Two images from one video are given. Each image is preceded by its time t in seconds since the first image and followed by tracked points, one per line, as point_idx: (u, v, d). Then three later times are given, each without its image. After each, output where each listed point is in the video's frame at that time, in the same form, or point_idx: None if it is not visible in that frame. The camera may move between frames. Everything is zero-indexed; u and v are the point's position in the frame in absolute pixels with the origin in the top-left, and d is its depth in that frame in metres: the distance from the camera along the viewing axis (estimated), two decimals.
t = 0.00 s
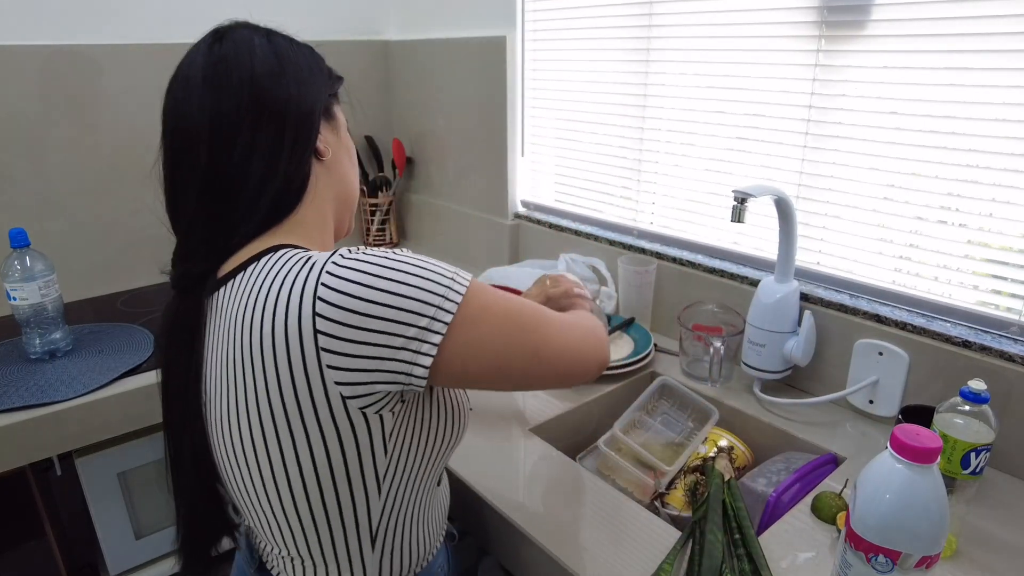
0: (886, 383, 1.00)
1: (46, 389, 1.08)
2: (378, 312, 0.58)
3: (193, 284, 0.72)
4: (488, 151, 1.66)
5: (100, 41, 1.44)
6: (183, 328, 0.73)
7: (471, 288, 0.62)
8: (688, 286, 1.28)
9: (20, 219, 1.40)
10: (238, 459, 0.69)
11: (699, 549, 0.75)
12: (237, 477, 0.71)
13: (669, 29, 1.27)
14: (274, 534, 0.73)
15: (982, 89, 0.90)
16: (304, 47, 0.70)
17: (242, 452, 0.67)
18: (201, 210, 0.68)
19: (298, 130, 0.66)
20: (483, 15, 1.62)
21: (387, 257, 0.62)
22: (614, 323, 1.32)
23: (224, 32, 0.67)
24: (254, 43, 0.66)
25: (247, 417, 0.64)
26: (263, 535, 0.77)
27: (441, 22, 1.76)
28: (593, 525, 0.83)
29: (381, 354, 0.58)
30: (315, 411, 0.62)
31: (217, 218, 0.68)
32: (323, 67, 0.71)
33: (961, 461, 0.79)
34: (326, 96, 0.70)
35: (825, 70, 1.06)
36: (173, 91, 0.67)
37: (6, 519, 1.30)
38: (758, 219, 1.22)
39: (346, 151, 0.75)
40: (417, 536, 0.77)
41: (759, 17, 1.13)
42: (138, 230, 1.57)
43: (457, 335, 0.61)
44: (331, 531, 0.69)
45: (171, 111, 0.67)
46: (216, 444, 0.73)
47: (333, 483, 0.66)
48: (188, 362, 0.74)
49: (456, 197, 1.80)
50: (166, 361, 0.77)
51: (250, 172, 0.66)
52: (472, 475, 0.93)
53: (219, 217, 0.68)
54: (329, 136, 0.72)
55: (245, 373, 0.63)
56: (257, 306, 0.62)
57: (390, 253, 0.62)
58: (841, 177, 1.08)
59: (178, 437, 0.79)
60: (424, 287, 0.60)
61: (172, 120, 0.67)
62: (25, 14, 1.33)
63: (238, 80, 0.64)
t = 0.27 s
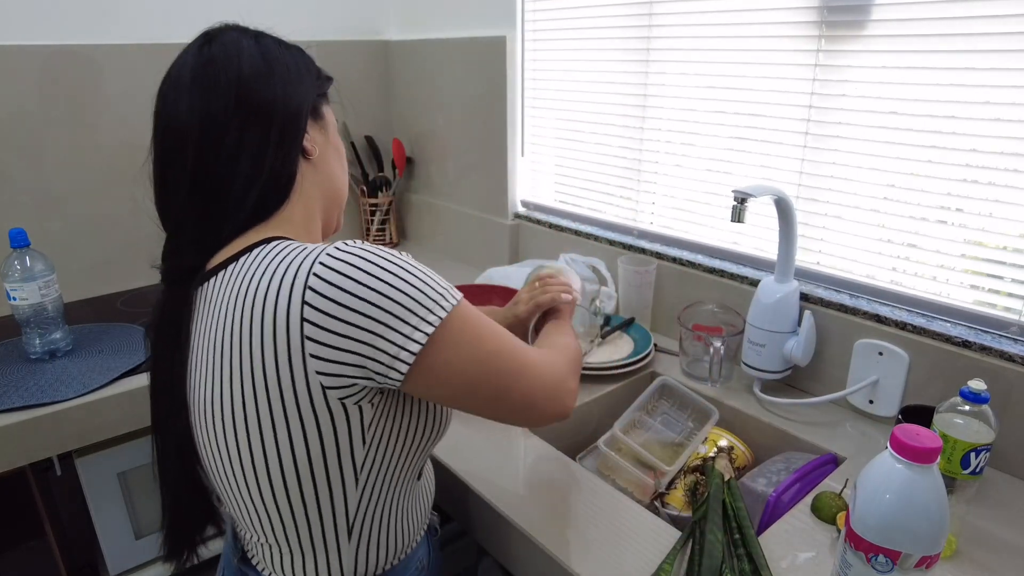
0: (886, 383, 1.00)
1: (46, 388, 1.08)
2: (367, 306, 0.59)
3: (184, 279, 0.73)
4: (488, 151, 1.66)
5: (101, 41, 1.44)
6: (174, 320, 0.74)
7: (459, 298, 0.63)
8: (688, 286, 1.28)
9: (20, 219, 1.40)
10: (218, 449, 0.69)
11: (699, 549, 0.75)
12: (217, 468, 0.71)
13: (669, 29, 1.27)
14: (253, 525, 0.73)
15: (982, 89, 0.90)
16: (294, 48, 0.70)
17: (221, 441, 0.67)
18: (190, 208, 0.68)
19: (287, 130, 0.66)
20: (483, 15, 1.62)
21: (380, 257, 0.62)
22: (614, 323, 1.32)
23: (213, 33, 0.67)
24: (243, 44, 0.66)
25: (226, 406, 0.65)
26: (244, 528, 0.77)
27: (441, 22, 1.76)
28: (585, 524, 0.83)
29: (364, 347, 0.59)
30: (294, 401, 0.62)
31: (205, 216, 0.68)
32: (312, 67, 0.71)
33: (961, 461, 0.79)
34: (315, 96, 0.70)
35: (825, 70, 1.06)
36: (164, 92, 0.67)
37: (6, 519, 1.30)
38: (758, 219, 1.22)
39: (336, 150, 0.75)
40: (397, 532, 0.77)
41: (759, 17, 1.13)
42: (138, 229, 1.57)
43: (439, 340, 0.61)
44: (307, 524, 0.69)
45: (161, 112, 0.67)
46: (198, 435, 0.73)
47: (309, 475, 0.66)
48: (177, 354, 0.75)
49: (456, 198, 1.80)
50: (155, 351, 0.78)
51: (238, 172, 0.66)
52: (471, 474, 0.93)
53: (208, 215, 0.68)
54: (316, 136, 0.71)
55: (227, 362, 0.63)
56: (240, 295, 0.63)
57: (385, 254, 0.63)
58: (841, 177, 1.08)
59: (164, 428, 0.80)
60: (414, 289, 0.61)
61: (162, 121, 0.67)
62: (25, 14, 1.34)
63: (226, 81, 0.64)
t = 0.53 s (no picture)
0: (886, 383, 1.00)
1: (46, 388, 1.08)
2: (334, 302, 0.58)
3: (173, 276, 0.73)
4: (488, 151, 1.66)
5: (101, 41, 1.44)
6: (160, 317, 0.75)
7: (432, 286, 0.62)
8: (688, 286, 1.28)
9: (20, 219, 1.40)
10: (201, 446, 0.69)
11: (699, 549, 0.75)
12: (202, 464, 0.71)
13: (669, 29, 1.27)
14: (240, 521, 0.74)
15: (982, 89, 0.90)
16: (282, 49, 0.70)
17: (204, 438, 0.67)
18: (180, 208, 0.69)
19: (273, 130, 0.66)
20: (484, 15, 1.62)
21: (355, 252, 0.61)
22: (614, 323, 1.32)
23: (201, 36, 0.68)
24: (229, 45, 0.66)
25: (206, 404, 0.65)
26: (232, 523, 0.78)
27: (441, 21, 1.76)
28: (578, 525, 0.83)
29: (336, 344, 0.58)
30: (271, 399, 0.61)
31: (193, 216, 0.68)
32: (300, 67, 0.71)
33: (961, 461, 0.79)
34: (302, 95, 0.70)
35: (825, 70, 1.06)
36: (154, 94, 0.67)
37: (7, 519, 1.30)
38: (758, 219, 1.22)
39: (323, 150, 0.74)
40: (384, 528, 0.77)
41: (759, 17, 1.13)
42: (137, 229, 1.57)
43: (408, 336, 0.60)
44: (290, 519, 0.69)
45: (151, 114, 0.67)
46: (183, 431, 0.73)
47: (289, 473, 0.66)
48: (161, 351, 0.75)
49: (455, 198, 1.81)
50: (143, 347, 0.78)
51: (225, 171, 0.66)
52: (471, 474, 0.93)
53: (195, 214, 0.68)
54: (303, 136, 0.71)
55: (206, 359, 0.63)
56: (218, 293, 0.62)
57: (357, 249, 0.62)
58: (841, 178, 1.08)
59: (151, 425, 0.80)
60: (382, 282, 0.59)
61: (152, 123, 0.68)
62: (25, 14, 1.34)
63: (213, 82, 0.64)
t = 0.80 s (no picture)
0: (886, 383, 1.00)
1: (45, 388, 1.08)
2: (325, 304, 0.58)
3: (171, 274, 0.73)
4: (488, 151, 1.66)
5: (101, 41, 1.44)
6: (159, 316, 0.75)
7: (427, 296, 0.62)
8: (688, 286, 1.28)
9: (20, 219, 1.40)
10: (197, 444, 0.69)
11: (699, 549, 0.75)
12: (198, 462, 0.72)
13: (669, 29, 1.27)
14: (237, 518, 0.74)
15: (981, 89, 0.90)
16: (273, 46, 0.70)
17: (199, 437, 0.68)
18: (173, 208, 0.69)
19: (264, 128, 0.66)
20: (483, 15, 1.62)
21: (349, 255, 0.61)
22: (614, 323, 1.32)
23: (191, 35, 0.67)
24: (219, 44, 0.66)
25: (200, 403, 0.65)
26: (229, 521, 0.78)
27: (441, 21, 1.76)
28: (576, 526, 0.83)
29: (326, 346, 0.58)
30: (262, 399, 0.61)
31: (188, 215, 0.69)
32: (292, 63, 0.70)
33: (961, 461, 0.79)
34: (294, 92, 0.69)
35: (825, 70, 1.06)
36: (146, 95, 0.67)
37: (6, 519, 1.30)
38: (758, 219, 1.22)
39: (317, 148, 0.73)
40: (380, 529, 0.77)
41: (759, 17, 1.13)
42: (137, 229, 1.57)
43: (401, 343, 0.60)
44: (285, 518, 0.69)
45: (144, 116, 0.68)
46: (179, 430, 0.73)
47: (282, 472, 0.66)
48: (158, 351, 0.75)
49: (455, 198, 1.81)
50: (143, 346, 0.79)
51: (218, 171, 0.66)
52: (470, 474, 0.93)
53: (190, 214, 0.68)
54: (295, 134, 0.70)
55: (200, 359, 0.64)
56: (212, 293, 0.63)
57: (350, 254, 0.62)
58: (841, 178, 1.08)
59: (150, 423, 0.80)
60: (376, 289, 0.59)
61: (145, 124, 0.68)
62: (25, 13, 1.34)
63: (203, 82, 0.64)
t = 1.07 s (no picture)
0: (886, 383, 1.00)
1: (45, 388, 1.08)
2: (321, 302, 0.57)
3: (174, 274, 0.74)
4: (488, 151, 1.66)
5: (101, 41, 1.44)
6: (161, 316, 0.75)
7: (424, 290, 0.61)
8: (688, 286, 1.28)
9: (20, 219, 1.40)
10: (199, 446, 0.69)
11: (698, 549, 0.75)
12: (201, 463, 0.72)
13: (669, 29, 1.27)
14: (240, 519, 0.74)
15: (981, 90, 0.90)
16: (275, 44, 0.69)
17: (201, 439, 0.68)
18: (174, 208, 0.69)
19: (263, 127, 0.66)
20: (484, 15, 1.62)
21: (348, 257, 0.61)
22: (614, 323, 1.32)
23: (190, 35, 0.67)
24: (218, 43, 0.66)
25: (202, 406, 0.65)
26: (233, 521, 0.78)
27: (441, 22, 1.76)
28: (575, 527, 0.83)
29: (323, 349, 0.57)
30: (263, 402, 0.61)
31: (189, 216, 0.69)
32: (294, 61, 0.70)
33: (961, 461, 0.79)
34: (295, 90, 0.69)
35: (825, 70, 1.06)
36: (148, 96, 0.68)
37: (6, 519, 1.30)
38: (758, 219, 1.22)
39: (319, 147, 0.73)
40: (382, 531, 0.77)
41: (759, 17, 1.13)
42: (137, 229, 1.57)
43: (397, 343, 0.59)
44: (287, 520, 0.70)
45: (145, 117, 0.68)
46: (182, 431, 0.73)
47: (284, 475, 0.66)
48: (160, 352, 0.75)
49: (455, 198, 1.81)
50: (146, 346, 0.79)
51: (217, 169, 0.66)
52: (471, 474, 0.93)
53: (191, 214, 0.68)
54: (296, 133, 0.70)
55: (201, 362, 0.64)
56: (213, 297, 0.62)
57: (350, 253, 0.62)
58: (842, 178, 1.08)
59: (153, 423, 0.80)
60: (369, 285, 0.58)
61: (146, 125, 0.68)
62: (25, 13, 1.34)
63: (202, 81, 0.64)
